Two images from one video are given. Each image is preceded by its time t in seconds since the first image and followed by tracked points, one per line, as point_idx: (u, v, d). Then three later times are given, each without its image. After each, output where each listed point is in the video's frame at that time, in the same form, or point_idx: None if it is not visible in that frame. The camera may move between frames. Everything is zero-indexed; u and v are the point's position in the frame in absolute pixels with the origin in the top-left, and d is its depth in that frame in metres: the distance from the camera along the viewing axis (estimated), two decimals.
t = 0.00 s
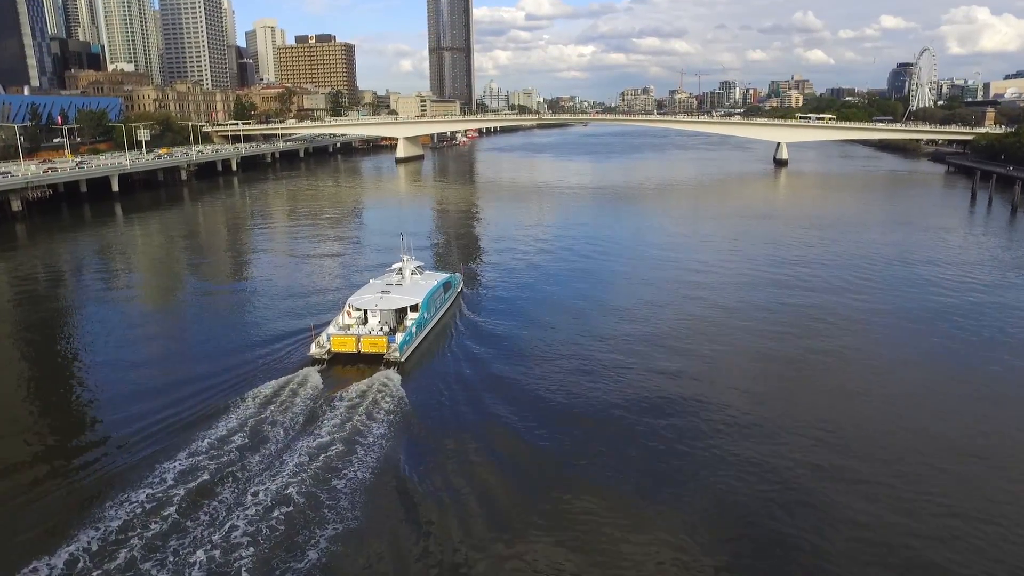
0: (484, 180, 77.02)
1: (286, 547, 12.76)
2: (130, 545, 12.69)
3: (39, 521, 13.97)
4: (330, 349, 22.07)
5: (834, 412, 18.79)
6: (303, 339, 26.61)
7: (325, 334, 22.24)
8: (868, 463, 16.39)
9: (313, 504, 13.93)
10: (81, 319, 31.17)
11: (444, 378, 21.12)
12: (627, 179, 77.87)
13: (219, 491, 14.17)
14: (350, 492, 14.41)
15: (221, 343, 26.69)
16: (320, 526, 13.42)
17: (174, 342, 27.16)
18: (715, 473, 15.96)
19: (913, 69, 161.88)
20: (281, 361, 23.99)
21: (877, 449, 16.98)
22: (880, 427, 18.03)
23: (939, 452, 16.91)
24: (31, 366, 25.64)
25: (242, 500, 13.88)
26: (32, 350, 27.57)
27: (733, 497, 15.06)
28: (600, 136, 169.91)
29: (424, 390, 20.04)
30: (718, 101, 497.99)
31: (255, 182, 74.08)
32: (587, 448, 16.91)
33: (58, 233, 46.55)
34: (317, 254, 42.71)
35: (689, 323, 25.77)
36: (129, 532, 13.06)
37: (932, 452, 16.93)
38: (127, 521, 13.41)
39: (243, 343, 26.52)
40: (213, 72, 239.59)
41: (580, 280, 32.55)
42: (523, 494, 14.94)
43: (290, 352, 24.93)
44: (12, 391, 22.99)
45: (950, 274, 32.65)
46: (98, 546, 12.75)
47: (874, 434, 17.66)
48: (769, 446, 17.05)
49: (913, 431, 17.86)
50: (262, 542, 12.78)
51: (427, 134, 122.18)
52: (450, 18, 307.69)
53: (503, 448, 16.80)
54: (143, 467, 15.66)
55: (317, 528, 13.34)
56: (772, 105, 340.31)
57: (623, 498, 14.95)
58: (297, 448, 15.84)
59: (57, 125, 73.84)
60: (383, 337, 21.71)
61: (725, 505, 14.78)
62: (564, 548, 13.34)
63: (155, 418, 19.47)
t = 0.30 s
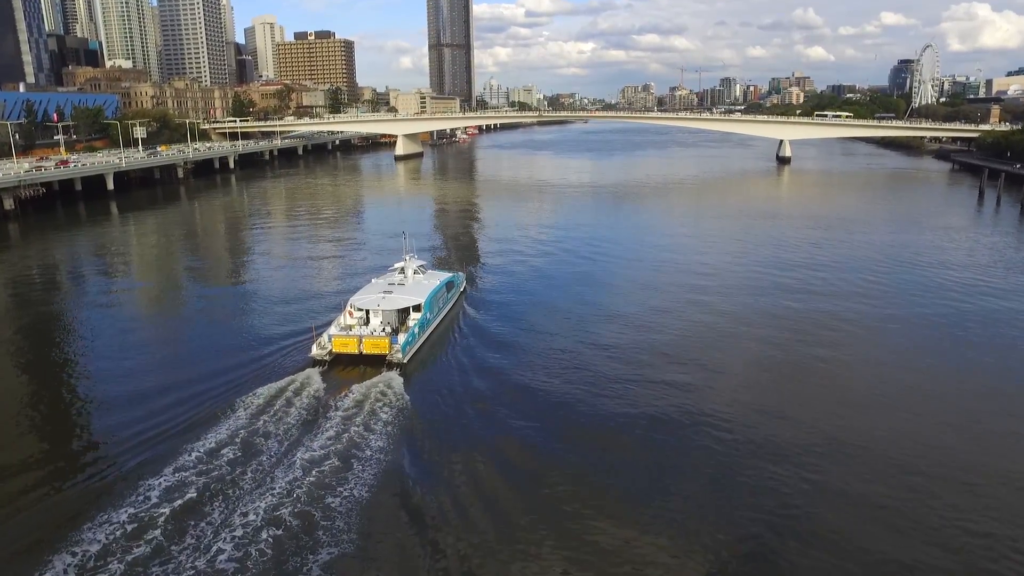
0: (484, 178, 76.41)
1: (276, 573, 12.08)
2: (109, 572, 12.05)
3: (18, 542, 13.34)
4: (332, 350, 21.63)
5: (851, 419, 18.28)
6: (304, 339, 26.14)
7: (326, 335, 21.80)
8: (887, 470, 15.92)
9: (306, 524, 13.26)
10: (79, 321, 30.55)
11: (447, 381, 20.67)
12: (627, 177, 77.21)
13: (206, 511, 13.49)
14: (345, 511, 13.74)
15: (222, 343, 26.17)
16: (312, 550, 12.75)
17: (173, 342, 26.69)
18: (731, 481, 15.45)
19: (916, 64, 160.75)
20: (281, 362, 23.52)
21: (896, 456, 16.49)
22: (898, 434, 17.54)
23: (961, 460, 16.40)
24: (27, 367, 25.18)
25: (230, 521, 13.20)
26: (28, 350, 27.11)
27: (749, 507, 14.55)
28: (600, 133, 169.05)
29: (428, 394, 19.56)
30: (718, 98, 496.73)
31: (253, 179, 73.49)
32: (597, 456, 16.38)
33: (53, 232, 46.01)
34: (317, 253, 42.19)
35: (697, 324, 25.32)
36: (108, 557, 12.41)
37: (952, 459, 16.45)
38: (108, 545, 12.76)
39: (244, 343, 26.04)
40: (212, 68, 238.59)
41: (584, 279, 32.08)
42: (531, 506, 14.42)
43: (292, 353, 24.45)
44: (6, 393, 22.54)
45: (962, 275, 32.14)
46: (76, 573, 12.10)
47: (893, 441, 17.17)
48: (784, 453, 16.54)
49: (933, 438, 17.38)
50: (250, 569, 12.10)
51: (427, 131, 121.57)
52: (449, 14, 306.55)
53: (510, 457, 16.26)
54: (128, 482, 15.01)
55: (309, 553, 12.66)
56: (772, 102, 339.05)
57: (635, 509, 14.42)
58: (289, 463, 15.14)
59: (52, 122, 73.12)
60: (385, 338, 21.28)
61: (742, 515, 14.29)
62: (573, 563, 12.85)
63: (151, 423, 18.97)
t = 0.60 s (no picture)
0: (483, 176, 75.86)
1: None
2: None
3: None
4: (333, 352, 21.16)
5: (868, 425, 17.80)
6: (305, 339, 25.61)
7: (327, 337, 21.31)
8: (906, 480, 15.45)
9: (298, 551, 12.53)
10: (76, 321, 30.00)
11: (451, 383, 20.18)
12: (626, 175, 76.57)
13: (191, 535, 12.76)
14: (340, 536, 13.02)
15: (221, 344, 25.61)
16: None
17: (171, 343, 26.15)
18: (745, 490, 14.98)
19: (917, 62, 160.30)
20: (282, 362, 22.97)
21: (915, 465, 16.04)
22: (916, 441, 17.08)
23: (983, 470, 15.94)
24: (23, 368, 24.67)
25: (217, 547, 12.47)
26: (24, 351, 26.61)
27: (765, 517, 14.07)
28: (600, 131, 168.37)
29: (432, 397, 19.05)
30: (718, 95, 495.84)
31: (251, 178, 72.82)
32: (606, 465, 15.85)
33: (48, 231, 45.39)
34: (317, 252, 41.63)
35: (705, 326, 24.82)
36: None
37: (972, 467, 16.02)
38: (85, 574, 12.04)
39: (244, 344, 25.50)
40: (209, 66, 237.55)
41: (589, 279, 31.55)
42: (539, 519, 13.87)
43: (293, 352, 23.89)
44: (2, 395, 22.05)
45: (973, 275, 31.69)
46: None
47: (911, 448, 16.72)
48: (800, 460, 16.08)
49: (952, 446, 16.92)
50: None
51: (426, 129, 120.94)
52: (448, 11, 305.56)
53: (516, 466, 15.71)
54: (111, 502, 14.29)
55: None
56: (772, 100, 338.29)
57: (646, 522, 13.89)
58: (282, 480, 14.41)
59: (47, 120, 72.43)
60: (387, 339, 20.82)
61: (758, 527, 13.80)
62: None
63: (148, 426, 18.43)
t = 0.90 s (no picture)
0: (483, 174, 75.36)
1: None
2: None
3: None
4: (335, 354, 20.83)
5: (883, 430, 17.33)
6: (308, 339, 25.24)
7: (329, 339, 20.95)
8: (924, 488, 15.00)
9: None
10: (76, 321, 29.47)
11: (455, 385, 19.77)
12: (627, 174, 75.91)
13: (176, 563, 12.08)
14: (334, 561, 12.34)
15: (222, 345, 25.08)
16: None
17: (172, 342, 25.73)
18: (759, 499, 14.52)
19: (918, 59, 159.69)
20: (285, 363, 22.58)
21: (932, 471, 15.62)
22: (933, 447, 16.60)
23: (1000, 474, 15.52)
24: (21, 368, 24.28)
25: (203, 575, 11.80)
26: (22, 350, 26.20)
27: (778, 526, 13.64)
28: (601, 129, 167.58)
29: (436, 401, 18.60)
30: (718, 93, 494.81)
31: (249, 177, 72.30)
32: (616, 474, 15.33)
33: (44, 231, 44.92)
34: (317, 252, 41.17)
35: (712, 325, 24.42)
36: None
37: (992, 473, 15.54)
38: None
39: (246, 343, 25.10)
40: (208, 63, 236.71)
41: (594, 277, 31.11)
42: (546, 533, 13.34)
43: (296, 353, 23.49)
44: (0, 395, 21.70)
45: (983, 274, 31.18)
46: None
47: (928, 455, 16.25)
48: (815, 468, 15.61)
49: (970, 450, 16.49)
50: None
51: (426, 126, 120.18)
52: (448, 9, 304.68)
53: (522, 475, 15.20)
54: (94, 524, 13.62)
55: None
56: (773, 97, 336.86)
57: (658, 535, 13.38)
58: (273, 500, 13.71)
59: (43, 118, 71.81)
60: (390, 341, 20.49)
61: (774, 538, 13.34)
62: None
63: (145, 430, 17.98)
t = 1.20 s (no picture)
0: (483, 172, 74.78)
1: None
2: None
3: None
4: (337, 356, 20.32)
5: (901, 440, 16.83)
6: (310, 339, 24.74)
7: (331, 340, 20.44)
8: (946, 502, 14.50)
9: None
10: (73, 321, 28.92)
11: (459, 390, 19.28)
12: (627, 172, 75.25)
13: None
14: None
15: (222, 346, 24.55)
16: None
17: (170, 343, 25.21)
18: (776, 513, 14.01)
19: (921, 57, 158.62)
20: (287, 364, 22.05)
21: (951, 483, 15.16)
22: (954, 458, 16.10)
23: None
24: (17, 368, 23.76)
25: None
26: (18, 351, 25.68)
27: (795, 542, 13.16)
28: (601, 126, 166.75)
29: (439, 407, 18.09)
30: (718, 90, 493.67)
31: (247, 175, 71.72)
32: (626, 489, 14.76)
33: (38, 230, 44.30)
34: (315, 251, 40.61)
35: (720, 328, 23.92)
36: None
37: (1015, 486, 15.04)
38: None
39: (246, 344, 24.60)
40: (206, 60, 235.63)
41: (600, 277, 30.59)
42: (554, 555, 12.75)
43: (298, 354, 22.98)
44: None
45: (994, 275, 30.68)
46: None
47: (950, 467, 15.74)
48: (830, 482, 15.10)
49: (991, 461, 15.99)
50: None
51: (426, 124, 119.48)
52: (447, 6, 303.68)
53: (528, 489, 14.62)
54: (72, 548, 12.92)
55: None
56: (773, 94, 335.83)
57: (670, 554, 12.83)
58: (263, 523, 13.03)
59: (38, 115, 71.09)
60: (393, 343, 20.01)
61: (792, 554, 12.84)
62: None
63: (139, 436, 17.39)
